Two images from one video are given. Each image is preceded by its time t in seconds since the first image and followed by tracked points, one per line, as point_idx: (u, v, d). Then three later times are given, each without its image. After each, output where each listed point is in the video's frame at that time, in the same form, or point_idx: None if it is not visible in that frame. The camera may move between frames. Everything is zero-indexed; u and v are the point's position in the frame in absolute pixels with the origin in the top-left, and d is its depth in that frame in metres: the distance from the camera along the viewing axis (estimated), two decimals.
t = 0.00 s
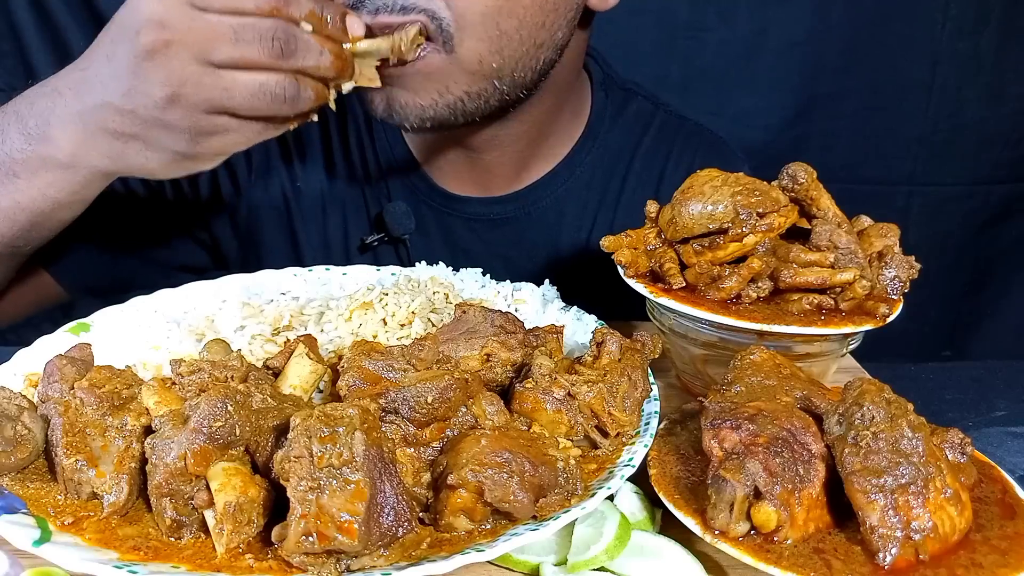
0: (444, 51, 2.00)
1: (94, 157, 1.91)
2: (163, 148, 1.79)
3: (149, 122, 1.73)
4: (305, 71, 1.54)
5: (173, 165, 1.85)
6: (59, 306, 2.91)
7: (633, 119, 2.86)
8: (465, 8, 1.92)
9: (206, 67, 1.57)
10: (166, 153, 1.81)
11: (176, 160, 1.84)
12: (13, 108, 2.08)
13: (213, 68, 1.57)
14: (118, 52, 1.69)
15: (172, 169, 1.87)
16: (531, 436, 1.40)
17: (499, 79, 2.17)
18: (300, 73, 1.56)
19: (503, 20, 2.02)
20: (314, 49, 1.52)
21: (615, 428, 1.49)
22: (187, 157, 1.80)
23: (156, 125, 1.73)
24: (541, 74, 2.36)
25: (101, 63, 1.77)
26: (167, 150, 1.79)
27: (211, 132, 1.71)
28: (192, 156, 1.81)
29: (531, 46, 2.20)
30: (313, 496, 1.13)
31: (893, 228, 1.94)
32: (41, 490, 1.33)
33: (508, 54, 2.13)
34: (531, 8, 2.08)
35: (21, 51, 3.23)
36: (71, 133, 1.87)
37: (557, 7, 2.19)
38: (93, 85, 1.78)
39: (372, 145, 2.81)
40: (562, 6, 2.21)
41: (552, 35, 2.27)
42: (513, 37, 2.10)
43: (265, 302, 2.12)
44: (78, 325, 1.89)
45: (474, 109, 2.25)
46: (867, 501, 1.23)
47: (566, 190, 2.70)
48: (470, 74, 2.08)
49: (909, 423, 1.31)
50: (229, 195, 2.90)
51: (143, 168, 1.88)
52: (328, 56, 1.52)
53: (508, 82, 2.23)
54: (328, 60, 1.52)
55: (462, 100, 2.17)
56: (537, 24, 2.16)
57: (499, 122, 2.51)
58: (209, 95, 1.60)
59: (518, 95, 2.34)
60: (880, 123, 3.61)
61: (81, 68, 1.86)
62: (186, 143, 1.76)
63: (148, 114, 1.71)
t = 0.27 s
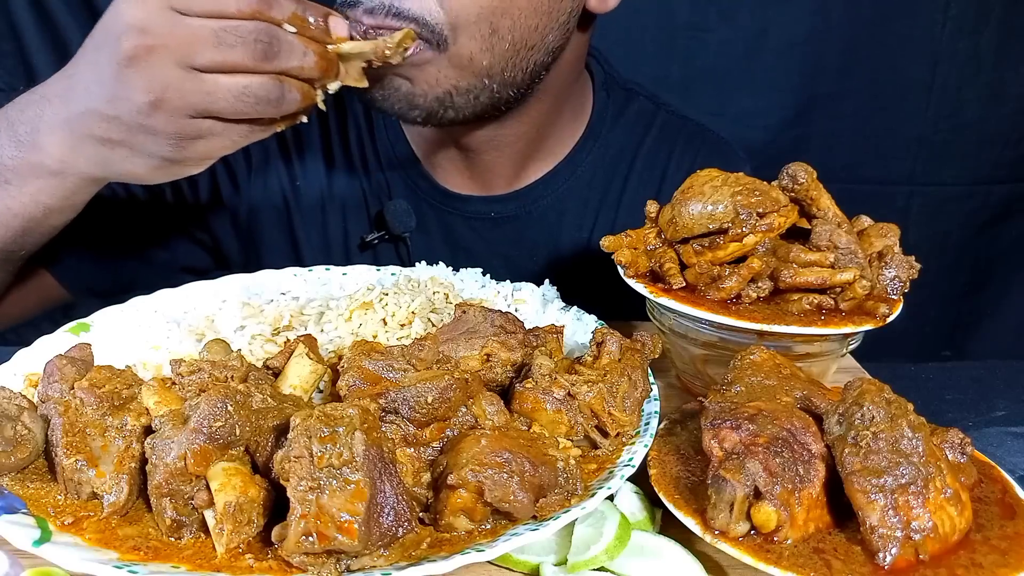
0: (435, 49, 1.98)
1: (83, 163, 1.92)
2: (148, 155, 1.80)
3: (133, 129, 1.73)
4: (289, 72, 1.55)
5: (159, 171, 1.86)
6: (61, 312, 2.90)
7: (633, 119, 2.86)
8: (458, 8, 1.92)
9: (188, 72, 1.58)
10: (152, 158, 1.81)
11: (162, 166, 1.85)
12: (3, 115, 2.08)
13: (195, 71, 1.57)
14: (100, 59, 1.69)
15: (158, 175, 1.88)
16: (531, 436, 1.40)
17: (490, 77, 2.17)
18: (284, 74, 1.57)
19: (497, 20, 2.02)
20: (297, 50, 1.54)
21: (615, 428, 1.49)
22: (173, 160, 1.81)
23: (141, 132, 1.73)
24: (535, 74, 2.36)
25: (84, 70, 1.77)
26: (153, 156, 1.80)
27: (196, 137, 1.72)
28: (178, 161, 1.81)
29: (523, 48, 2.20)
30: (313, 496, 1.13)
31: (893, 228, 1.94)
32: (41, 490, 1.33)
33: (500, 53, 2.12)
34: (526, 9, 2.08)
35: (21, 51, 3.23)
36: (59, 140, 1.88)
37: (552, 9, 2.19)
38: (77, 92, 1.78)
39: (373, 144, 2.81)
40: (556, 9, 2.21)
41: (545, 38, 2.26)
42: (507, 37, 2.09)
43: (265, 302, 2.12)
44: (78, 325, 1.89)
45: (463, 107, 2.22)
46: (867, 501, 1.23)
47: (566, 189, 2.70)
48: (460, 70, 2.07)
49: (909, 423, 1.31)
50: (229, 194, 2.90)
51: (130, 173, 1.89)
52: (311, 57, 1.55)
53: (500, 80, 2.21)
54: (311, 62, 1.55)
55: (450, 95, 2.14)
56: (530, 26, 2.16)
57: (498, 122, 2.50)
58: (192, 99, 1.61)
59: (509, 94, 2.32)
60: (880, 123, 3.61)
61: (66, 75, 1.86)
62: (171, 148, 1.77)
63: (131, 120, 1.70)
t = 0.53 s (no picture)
0: (458, 47, 1.98)
1: (84, 160, 1.92)
2: (147, 152, 1.80)
3: (131, 127, 1.73)
4: (287, 70, 1.56)
5: (158, 168, 1.86)
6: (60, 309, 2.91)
7: (634, 119, 2.86)
8: (477, 7, 1.92)
9: (187, 69, 1.58)
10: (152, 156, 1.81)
11: (161, 163, 1.85)
12: (5, 113, 2.09)
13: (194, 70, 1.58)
14: (99, 56, 1.68)
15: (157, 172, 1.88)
16: (531, 436, 1.40)
17: (511, 71, 2.18)
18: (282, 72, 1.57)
19: (518, 15, 2.02)
20: (296, 49, 1.54)
21: (615, 428, 1.49)
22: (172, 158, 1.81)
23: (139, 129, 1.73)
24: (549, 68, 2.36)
25: (84, 67, 1.77)
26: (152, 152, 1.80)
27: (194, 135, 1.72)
28: (176, 159, 1.82)
29: (542, 41, 2.21)
30: (313, 496, 1.13)
31: (893, 228, 1.94)
32: (41, 490, 1.33)
33: (521, 48, 2.13)
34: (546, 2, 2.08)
35: (21, 50, 3.23)
36: (59, 137, 1.88)
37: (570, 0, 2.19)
38: (77, 90, 1.78)
39: (374, 142, 2.81)
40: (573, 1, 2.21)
41: (563, 30, 2.27)
42: (528, 30, 2.10)
43: (265, 302, 2.12)
44: (78, 325, 1.89)
45: (486, 103, 2.25)
46: (867, 501, 1.23)
47: (567, 187, 2.70)
48: (483, 67, 2.08)
49: (909, 423, 1.31)
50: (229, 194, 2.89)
51: (129, 170, 1.89)
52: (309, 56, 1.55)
53: (519, 74, 2.22)
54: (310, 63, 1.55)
55: (474, 91, 2.15)
56: (550, 18, 2.16)
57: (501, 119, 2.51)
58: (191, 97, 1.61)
59: (529, 87, 2.34)
60: (880, 123, 3.61)
61: (67, 72, 1.86)
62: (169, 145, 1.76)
63: (130, 118, 1.70)
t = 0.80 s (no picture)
0: (453, 56, 1.99)
1: (81, 161, 1.92)
2: (146, 155, 1.80)
3: (131, 129, 1.73)
4: (290, 75, 1.56)
5: (156, 171, 1.86)
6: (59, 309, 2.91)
7: (634, 119, 2.86)
8: (475, 11, 1.92)
9: (189, 72, 1.58)
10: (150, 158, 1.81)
11: (159, 166, 1.85)
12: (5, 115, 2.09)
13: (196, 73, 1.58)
14: (102, 58, 1.69)
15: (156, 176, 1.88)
16: (531, 436, 1.40)
17: (508, 77, 2.19)
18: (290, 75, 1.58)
19: (512, 15, 2.02)
20: (298, 55, 1.54)
21: (615, 428, 1.49)
22: (170, 161, 1.80)
23: (138, 130, 1.73)
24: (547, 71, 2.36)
25: (86, 69, 1.77)
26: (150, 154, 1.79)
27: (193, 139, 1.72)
28: (175, 162, 1.81)
29: (539, 42, 2.20)
30: (313, 496, 1.13)
31: (893, 228, 1.94)
32: (41, 490, 1.33)
33: (518, 51, 2.13)
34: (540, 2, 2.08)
35: (21, 50, 3.23)
36: (59, 139, 1.88)
37: None
38: (78, 92, 1.78)
39: (375, 143, 2.82)
40: None
41: (558, 30, 2.26)
42: (523, 32, 2.10)
43: (265, 302, 2.12)
44: (78, 325, 1.89)
45: (488, 110, 2.26)
46: (867, 501, 1.23)
47: (567, 187, 2.70)
48: (481, 74, 2.09)
49: (909, 423, 1.31)
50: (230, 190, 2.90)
51: (128, 172, 1.89)
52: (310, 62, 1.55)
53: (517, 78, 2.23)
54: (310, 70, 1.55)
55: (474, 101, 2.18)
56: (545, 18, 2.15)
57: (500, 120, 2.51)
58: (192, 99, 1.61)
59: (529, 91, 2.34)
60: (880, 123, 3.61)
61: (68, 73, 1.86)
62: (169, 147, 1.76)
63: (130, 120, 1.70)
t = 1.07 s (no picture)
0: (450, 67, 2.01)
1: (78, 161, 1.92)
2: (146, 154, 1.79)
3: (132, 126, 1.73)
4: (292, 75, 1.56)
5: (156, 170, 1.85)
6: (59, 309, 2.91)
7: (634, 119, 2.86)
8: (465, 14, 1.91)
9: (191, 70, 1.58)
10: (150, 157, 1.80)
11: (159, 165, 1.84)
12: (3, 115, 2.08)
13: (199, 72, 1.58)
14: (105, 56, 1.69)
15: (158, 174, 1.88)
16: (531, 436, 1.40)
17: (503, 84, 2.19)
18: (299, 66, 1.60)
19: (504, 23, 2.02)
20: (302, 55, 1.55)
21: (615, 428, 1.49)
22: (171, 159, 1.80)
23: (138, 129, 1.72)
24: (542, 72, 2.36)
25: (86, 68, 1.78)
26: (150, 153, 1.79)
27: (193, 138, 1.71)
28: (175, 161, 1.81)
29: (533, 48, 2.21)
30: (313, 496, 1.13)
31: (893, 228, 1.94)
32: (41, 490, 1.33)
33: (513, 58, 2.14)
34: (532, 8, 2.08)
35: (21, 50, 3.23)
36: (58, 138, 1.88)
37: (557, 4, 2.19)
38: (79, 90, 1.78)
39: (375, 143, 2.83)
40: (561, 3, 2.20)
41: (553, 34, 2.27)
42: (517, 39, 2.10)
43: (265, 302, 2.12)
44: (78, 325, 1.89)
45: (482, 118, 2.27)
46: (867, 501, 1.23)
47: (567, 187, 2.70)
48: (474, 82, 2.09)
49: (909, 423, 1.31)
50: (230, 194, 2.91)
51: (127, 172, 1.88)
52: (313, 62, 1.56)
53: (511, 85, 2.24)
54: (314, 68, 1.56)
55: (468, 112, 2.20)
56: (538, 22, 2.15)
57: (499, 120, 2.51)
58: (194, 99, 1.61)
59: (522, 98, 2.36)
60: (880, 123, 3.61)
61: (69, 73, 1.87)
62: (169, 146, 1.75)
63: (131, 117, 1.70)
